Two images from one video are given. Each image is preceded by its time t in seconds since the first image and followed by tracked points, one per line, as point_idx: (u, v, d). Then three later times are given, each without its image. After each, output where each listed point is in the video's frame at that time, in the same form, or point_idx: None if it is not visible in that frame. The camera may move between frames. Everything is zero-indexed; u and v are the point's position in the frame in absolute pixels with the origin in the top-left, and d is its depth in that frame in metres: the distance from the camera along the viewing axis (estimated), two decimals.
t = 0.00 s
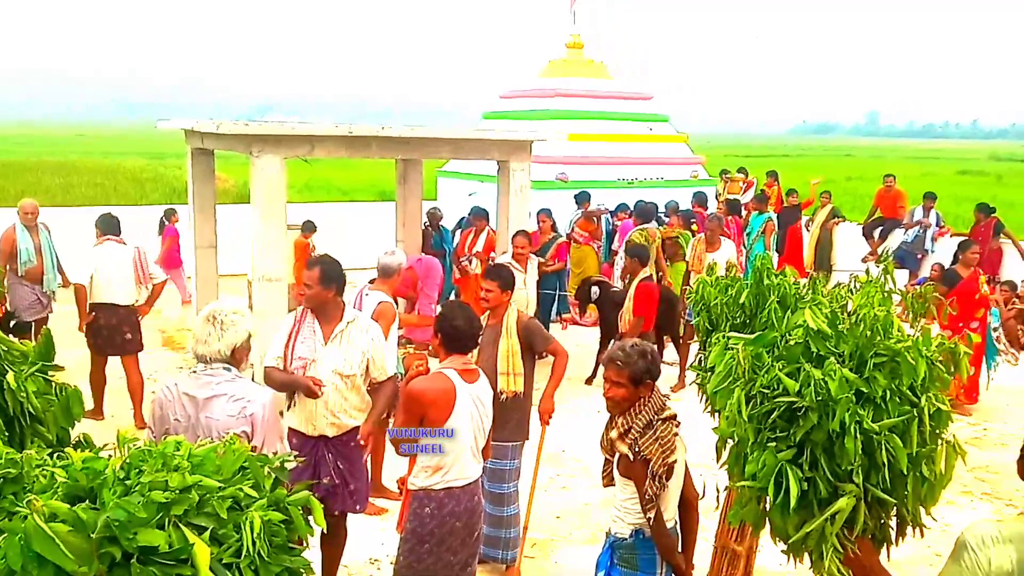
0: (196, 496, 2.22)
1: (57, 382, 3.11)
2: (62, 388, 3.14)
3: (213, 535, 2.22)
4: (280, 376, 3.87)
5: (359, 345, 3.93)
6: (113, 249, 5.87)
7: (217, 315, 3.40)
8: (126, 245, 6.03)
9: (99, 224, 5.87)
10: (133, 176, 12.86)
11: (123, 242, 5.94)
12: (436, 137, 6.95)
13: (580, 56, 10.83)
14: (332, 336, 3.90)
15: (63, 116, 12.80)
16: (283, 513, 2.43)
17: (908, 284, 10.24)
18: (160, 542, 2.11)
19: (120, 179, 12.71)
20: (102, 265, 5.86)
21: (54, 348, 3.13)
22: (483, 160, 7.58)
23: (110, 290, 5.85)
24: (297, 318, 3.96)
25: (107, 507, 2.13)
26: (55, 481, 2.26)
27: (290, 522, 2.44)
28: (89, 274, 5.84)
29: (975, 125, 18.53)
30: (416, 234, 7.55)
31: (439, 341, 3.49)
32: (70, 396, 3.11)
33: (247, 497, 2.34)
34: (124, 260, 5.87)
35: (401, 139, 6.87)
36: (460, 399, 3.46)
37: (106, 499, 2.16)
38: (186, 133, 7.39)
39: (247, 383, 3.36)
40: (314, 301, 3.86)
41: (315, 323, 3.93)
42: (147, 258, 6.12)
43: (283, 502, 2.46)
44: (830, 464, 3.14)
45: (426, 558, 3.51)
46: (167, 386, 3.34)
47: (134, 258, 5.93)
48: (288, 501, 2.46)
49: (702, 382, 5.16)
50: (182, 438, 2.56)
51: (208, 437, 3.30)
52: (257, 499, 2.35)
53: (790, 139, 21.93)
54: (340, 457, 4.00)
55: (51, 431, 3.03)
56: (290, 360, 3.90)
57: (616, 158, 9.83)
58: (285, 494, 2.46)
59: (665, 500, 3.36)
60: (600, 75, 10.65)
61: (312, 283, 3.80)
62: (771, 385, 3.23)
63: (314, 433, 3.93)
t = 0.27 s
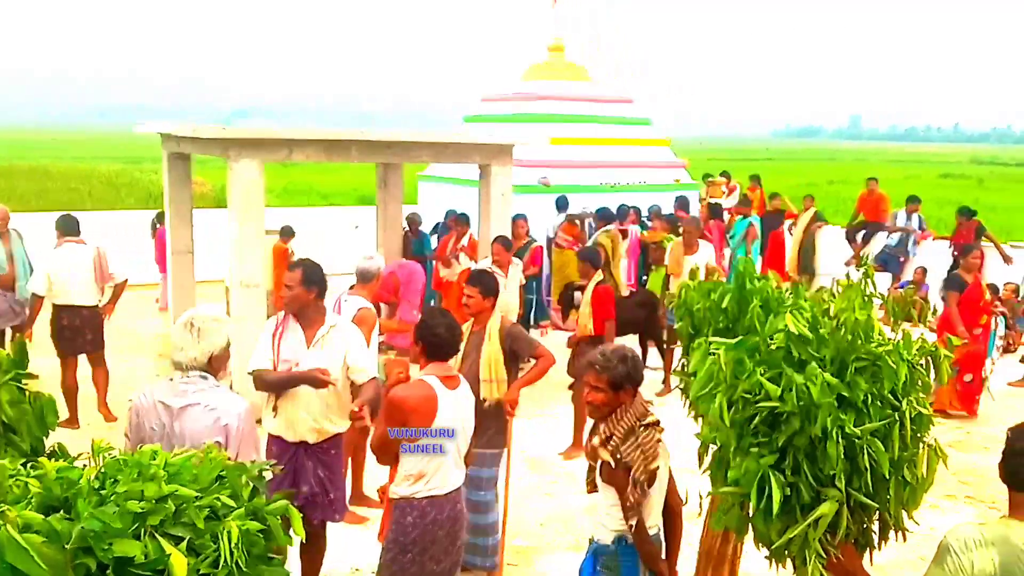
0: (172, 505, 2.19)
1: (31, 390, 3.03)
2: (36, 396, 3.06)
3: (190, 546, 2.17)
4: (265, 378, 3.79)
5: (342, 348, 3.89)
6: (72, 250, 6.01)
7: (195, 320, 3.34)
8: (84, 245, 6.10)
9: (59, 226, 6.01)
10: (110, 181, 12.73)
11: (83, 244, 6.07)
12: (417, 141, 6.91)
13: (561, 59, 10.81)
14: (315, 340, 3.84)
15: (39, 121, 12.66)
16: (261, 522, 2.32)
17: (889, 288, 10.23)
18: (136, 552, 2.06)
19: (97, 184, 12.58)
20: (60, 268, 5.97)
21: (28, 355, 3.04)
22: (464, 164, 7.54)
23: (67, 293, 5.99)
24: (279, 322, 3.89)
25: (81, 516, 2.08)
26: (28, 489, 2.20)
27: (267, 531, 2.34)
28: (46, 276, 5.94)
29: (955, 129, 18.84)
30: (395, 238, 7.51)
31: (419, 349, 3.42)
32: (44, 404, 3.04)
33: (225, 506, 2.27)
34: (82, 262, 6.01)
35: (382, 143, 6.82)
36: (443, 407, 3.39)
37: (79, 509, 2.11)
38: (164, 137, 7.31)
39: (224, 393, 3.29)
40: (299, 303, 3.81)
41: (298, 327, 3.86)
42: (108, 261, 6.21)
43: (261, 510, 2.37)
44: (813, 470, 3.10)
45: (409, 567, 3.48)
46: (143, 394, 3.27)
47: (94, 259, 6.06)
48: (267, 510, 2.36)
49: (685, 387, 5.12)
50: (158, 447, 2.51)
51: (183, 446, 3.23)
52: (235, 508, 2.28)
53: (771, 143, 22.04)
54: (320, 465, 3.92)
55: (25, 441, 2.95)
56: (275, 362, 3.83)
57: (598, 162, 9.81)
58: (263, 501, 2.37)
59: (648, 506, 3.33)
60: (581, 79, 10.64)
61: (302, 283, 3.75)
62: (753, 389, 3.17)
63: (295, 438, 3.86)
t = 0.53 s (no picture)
0: (159, 512, 2.25)
1: (16, 398, 3.08)
2: (21, 404, 3.11)
3: (176, 551, 2.23)
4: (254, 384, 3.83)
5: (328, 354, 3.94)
6: (56, 259, 6.04)
7: (183, 327, 3.37)
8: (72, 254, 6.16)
9: (45, 233, 6.02)
10: (95, 190, 12.73)
11: (68, 252, 6.09)
12: (401, 149, 6.97)
13: (544, 67, 10.91)
14: (301, 345, 3.88)
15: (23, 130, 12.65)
16: (247, 527, 2.43)
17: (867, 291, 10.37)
18: (122, 559, 2.11)
19: (82, 193, 12.58)
20: (44, 274, 6.02)
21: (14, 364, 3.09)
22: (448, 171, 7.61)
23: (49, 300, 6.04)
24: (265, 328, 3.92)
25: (67, 524, 2.13)
26: (15, 498, 2.25)
27: (253, 537, 2.45)
28: (29, 281, 5.98)
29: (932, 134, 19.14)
30: (382, 246, 7.57)
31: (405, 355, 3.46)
32: (30, 413, 3.08)
33: (210, 512, 2.35)
34: (66, 272, 6.05)
35: (366, 151, 6.88)
36: (428, 412, 3.43)
37: (66, 517, 2.17)
38: (149, 146, 7.34)
39: (210, 400, 3.33)
40: (285, 310, 3.84)
41: (284, 334, 3.90)
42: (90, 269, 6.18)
43: (247, 516, 2.46)
44: (792, 469, 3.16)
45: (395, 570, 3.53)
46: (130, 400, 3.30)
47: (78, 267, 6.10)
48: (252, 515, 2.46)
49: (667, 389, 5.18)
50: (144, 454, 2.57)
51: (169, 452, 3.26)
52: (220, 514, 2.36)
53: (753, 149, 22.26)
54: (307, 470, 3.98)
55: (11, 448, 2.97)
56: (262, 368, 3.87)
57: (582, 169, 9.90)
58: (248, 507, 2.46)
59: (628, 507, 3.37)
60: (564, 87, 10.74)
61: (289, 289, 3.80)
62: (733, 391, 3.27)
63: (282, 444, 3.91)
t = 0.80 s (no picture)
0: (137, 516, 2.24)
1: None
2: None
3: (156, 556, 2.23)
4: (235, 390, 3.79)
5: (307, 356, 3.92)
6: (43, 260, 6.06)
7: (161, 330, 3.33)
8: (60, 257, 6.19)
9: (34, 235, 6.04)
10: (72, 193, 12.61)
11: (56, 255, 6.12)
12: (380, 149, 6.95)
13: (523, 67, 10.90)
14: (281, 348, 3.85)
15: None
16: (227, 531, 2.40)
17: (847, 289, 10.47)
18: (100, 565, 2.12)
19: (59, 197, 12.46)
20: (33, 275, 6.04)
21: None
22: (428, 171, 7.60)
23: (38, 302, 6.05)
24: (243, 332, 3.88)
25: (44, 530, 2.12)
26: None
27: (234, 540, 2.41)
28: (19, 283, 6.00)
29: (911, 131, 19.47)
30: (362, 246, 7.53)
31: (385, 356, 3.43)
32: (8, 416, 3.00)
33: (190, 516, 2.34)
34: (54, 274, 6.07)
35: (345, 151, 6.85)
36: (408, 412, 3.42)
37: (43, 523, 2.15)
38: (126, 148, 7.28)
39: (191, 402, 3.28)
40: (264, 314, 3.80)
41: (263, 336, 3.87)
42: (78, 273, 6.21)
43: (227, 520, 2.44)
44: (773, 465, 3.18)
45: (377, 572, 3.51)
46: (109, 404, 3.25)
47: (67, 271, 6.13)
48: (232, 519, 2.44)
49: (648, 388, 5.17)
50: (122, 458, 2.54)
51: (149, 456, 3.22)
52: (200, 518, 2.34)
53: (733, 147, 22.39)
54: (289, 474, 3.95)
55: None
56: (242, 372, 3.82)
57: (562, 168, 9.90)
58: (228, 511, 2.44)
59: (612, 506, 3.37)
60: (543, 86, 10.74)
61: (268, 293, 3.77)
62: (714, 388, 3.26)
63: (263, 448, 3.87)
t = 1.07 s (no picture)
0: (124, 519, 2.25)
1: None
2: None
3: (143, 560, 2.23)
4: (221, 393, 3.77)
5: (296, 358, 3.89)
6: (39, 257, 6.05)
7: (149, 332, 3.30)
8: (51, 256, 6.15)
9: (29, 232, 5.98)
10: (60, 194, 12.55)
11: (50, 251, 6.11)
12: (370, 151, 6.95)
13: (513, 68, 10.90)
14: (269, 351, 3.82)
15: None
16: (215, 533, 2.41)
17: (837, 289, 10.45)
18: (87, 568, 2.14)
19: (46, 198, 12.40)
20: (30, 271, 6.02)
21: None
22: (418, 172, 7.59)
23: (34, 297, 6.06)
24: (231, 334, 3.84)
25: (30, 534, 2.14)
26: None
27: (222, 543, 2.42)
28: (16, 279, 5.96)
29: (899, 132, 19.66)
30: (352, 248, 7.52)
31: (374, 358, 3.40)
32: None
33: (177, 519, 2.34)
34: (50, 270, 6.09)
35: (334, 152, 6.84)
36: (397, 413, 3.41)
37: (29, 526, 2.17)
38: (114, 150, 7.25)
39: (180, 404, 3.26)
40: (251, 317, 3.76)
41: (250, 339, 3.83)
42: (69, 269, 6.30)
43: (214, 523, 2.45)
44: (764, 466, 3.17)
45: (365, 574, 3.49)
46: (97, 407, 3.22)
47: (62, 268, 6.16)
48: (220, 522, 2.45)
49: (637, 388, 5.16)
50: (108, 461, 2.54)
51: (138, 458, 3.19)
52: (187, 521, 2.35)
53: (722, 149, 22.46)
54: (277, 476, 3.94)
55: None
56: (228, 377, 3.80)
57: (552, 169, 9.90)
58: (216, 514, 2.45)
59: (604, 507, 3.36)
60: (533, 87, 10.75)
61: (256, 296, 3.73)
62: (705, 389, 3.23)
63: (251, 451, 3.86)
